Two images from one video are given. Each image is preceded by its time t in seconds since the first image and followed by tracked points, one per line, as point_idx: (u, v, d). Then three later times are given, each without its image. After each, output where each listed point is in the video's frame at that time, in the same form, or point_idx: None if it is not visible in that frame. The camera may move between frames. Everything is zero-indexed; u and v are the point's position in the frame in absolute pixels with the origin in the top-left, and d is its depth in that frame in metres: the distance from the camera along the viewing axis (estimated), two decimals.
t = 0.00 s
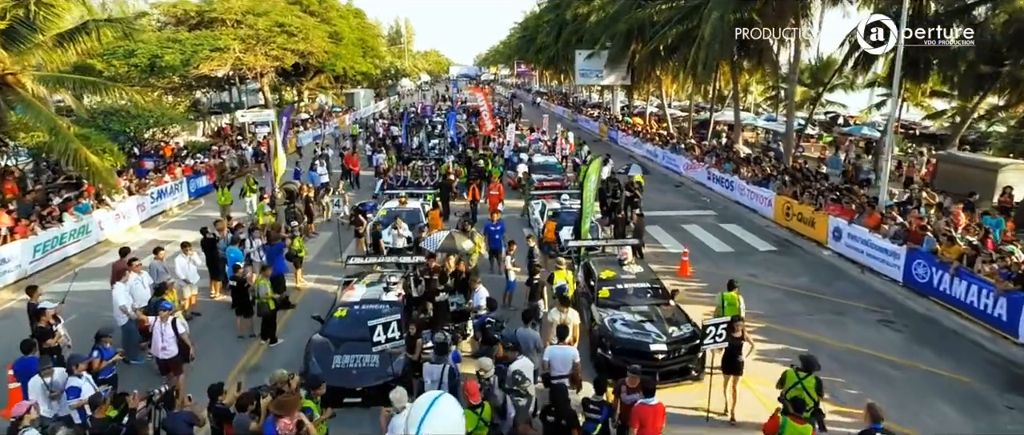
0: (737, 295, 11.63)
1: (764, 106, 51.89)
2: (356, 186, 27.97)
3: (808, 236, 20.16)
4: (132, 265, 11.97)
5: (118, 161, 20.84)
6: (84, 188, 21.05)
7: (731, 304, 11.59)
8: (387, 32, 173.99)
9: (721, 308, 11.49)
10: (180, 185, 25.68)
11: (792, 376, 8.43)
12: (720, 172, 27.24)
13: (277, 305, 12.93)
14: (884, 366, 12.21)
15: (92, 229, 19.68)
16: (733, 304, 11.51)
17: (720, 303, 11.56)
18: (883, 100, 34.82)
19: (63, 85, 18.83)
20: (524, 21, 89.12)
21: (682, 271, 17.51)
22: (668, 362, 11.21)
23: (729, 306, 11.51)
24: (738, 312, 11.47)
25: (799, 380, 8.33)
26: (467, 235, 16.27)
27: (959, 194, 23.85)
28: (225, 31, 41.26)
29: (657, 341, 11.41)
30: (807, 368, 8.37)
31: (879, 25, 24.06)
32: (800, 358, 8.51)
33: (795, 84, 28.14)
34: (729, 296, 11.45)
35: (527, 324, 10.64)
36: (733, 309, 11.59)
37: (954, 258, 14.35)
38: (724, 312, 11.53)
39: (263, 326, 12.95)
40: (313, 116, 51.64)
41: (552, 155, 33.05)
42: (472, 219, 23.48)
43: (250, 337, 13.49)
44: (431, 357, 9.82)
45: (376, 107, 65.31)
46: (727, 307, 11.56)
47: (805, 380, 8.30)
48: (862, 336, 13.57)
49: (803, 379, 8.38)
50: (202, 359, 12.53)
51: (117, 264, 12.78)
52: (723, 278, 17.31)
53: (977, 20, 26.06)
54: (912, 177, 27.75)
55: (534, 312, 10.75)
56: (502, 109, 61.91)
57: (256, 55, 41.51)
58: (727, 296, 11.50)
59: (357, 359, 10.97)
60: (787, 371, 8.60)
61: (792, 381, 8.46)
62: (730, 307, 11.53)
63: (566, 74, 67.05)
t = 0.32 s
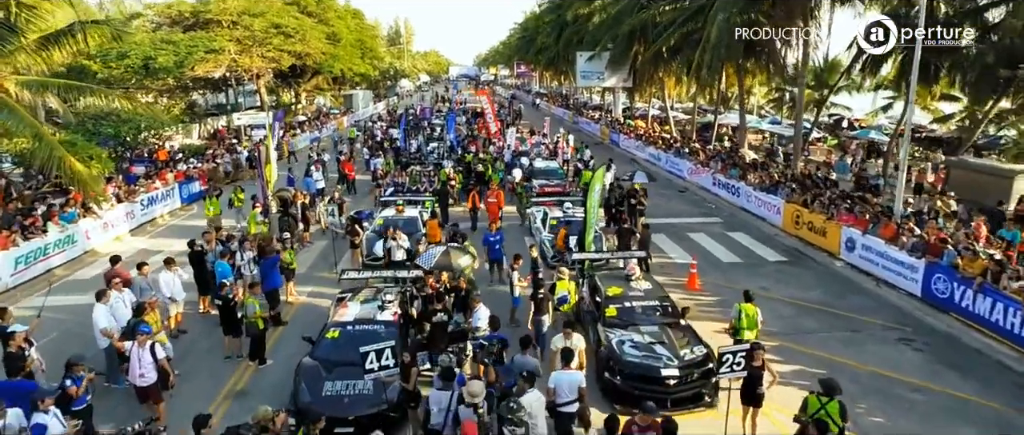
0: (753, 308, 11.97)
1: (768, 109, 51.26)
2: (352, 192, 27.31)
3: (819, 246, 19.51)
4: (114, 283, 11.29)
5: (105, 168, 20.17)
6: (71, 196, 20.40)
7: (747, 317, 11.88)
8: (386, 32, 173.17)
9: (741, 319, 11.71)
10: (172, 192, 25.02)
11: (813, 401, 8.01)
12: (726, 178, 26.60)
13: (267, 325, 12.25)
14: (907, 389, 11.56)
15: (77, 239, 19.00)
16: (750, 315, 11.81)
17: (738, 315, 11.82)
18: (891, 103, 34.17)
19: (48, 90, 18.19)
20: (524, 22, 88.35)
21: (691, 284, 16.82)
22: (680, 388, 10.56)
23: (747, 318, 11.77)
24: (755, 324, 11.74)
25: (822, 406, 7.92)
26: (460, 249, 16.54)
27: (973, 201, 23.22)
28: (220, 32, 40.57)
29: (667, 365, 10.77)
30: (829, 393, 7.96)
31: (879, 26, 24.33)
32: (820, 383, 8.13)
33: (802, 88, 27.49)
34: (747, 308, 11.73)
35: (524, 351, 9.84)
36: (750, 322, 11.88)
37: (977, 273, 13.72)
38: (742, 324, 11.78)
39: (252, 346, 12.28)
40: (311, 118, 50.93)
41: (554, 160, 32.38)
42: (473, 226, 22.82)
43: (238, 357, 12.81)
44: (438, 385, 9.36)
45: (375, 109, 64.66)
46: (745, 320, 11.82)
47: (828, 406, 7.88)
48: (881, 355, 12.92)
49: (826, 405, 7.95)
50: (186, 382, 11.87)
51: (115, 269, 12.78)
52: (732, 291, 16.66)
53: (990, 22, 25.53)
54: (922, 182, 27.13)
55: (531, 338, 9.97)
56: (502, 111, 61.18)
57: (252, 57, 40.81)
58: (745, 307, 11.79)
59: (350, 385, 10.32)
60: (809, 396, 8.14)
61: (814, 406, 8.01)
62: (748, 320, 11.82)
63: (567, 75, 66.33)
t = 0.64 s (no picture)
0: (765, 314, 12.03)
1: (772, 111, 50.58)
2: (349, 198, 26.67)
3: (832, 256, 18.86)
4: (93, 301, 10.85)
5: (93, 175, 19.50)
6: (58, 203, 19.78)
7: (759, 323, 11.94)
8: (386, 33, 172.62)
9: (752, 326, 11.78)
10: (164, 198, 24.37)
11: (828, 422, 7.35)
12: (732, 183, 25.95)
13: (256, 346, 11.63)
14: (933, 414, 10.90)
15: (64, 249, 18.33)
16: (763, 322, 11.89)
17: (750, 322, 11.90)
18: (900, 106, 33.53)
19: (32, 95, 17.53)
20: (524, 24, 87.67)
21: (700, 297, 16.17)
22: (694, 415, 9.89)
23: (760, 325, 11.84)
24: (767, 331, 11.83)
25: (838, 427, 7.26)
26: (458, 266, 14.82)
27: (988, 208, 22.57)
28: (216, 34, 39.96)
29: (681, 392, 10.11)
30: (846, 412, 7.29)
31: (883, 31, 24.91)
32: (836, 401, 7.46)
33: (811, 91, 26.82)
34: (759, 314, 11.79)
35: (524, 378, 9.17)
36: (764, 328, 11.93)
37: (1002, 288, 13.08)
38: (754, 331, 11.85)
39: (241, 368, 11.65)
40: (309, 121, 50.30)
41: (556, 165, 31.71)
42: (473, 234, 22.14)
43: (225, 379, 12.16)
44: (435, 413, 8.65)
45: (374, 111, 64.05)
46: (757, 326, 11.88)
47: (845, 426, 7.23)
48: (903, 376, 12.27)
49: (843, 425, 7.29)
50: (170, 407, 11.21)
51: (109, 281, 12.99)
52: (744, 305, 16.01)
53: (1004, 24, 24.97)
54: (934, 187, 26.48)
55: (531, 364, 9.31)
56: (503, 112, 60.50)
57: (248, 59, 40.22)
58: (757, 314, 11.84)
59: (342, 414, 9.64)
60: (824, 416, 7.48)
61: (830, 427, 7.35)
62: (760, 326, 11.89)
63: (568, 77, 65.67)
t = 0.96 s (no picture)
0: (773, 322, 11.75)
1: (775, 113, 50.01)
2: (346, 204, 26.04)
3: (844, 266, 18.25)
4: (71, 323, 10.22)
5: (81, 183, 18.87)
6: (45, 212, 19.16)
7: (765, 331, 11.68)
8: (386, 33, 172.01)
9: (756, 334, 11.53)
10: (157, 204, 23.77)
11: None
12: (738, 189, 25.33)
13: (244, 368, 11.02)
14: None
15: (50, 259, 17.72)
16: (769, 330, 11.61)
17: (755, 329, 11.66)
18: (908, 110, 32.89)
19: (16, 100, 16.91)
20: (524, 24, 87.00)
21: (710, 311, 15.52)
22: None
23: (765, 332, 11.57)
24: (773, 340, 11.56)
25: None
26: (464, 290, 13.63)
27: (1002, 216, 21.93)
28: (211, 35, 39.42)
29: (695, 421, 9.50)
30: None
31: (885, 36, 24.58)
32: None
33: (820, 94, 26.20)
34: (764, 322, 11.53)
35: (524, 410, 8.54)
36: (770, 336, 11.65)
37: None
38: (759, 339, 11.61)
39: (228, 391, 11.04)
40: (307, 123, 49.67)
41: (557, 170, 31.14)
42: (473, 242, 21.53)
43: (212, 402, 11.53)
44: None
45: (372, 112, 63.52)
46: (763, 334, 11.61)
47: None
48: (926, 399, 11.65)
49: None
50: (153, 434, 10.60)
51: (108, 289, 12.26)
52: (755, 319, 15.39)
53: (1018, 26, 24.41)
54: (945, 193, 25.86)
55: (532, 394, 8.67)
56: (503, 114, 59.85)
57: (245, 61, 39.66)
58: (762, 322, 11.58)
59: None
60: None
61: None
62: (766, 334, 11.62)
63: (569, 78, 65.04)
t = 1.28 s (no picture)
0: (780, 333, 11.68)
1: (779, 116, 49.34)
2: (343, 211, 25.41)
3: (857, 278, 17.63)
4: (45, 348, 9.59)
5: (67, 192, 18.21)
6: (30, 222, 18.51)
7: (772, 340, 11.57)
8: (386, 35, 171.77)
9: (766, 343, 11.39)
10: (148, 212, 23.10)
11: None
12: (745, 196, 24.69)
13: (230, 394, 10.37)
14: None
15: (34, 271, 17.06)
16: (777, 339, 11.52)
17: (764, 338, 11.53)
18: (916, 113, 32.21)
19: None
20: (524, 26, 86.43)
21: (719, 327, 14.88)
22: None
23: (772, 342, 11.44)
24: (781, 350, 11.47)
25: None
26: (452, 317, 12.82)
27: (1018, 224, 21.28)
28: (207, 38, 38.81)
29: None
30: None
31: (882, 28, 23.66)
32: None
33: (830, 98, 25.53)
34: (774, 332, 11.45)
35: None
36: (777, 346, 11.56)
37: None
38: (767, 349, 11.47)
39: (213, 419, 10.39)
40: (305, 126, 49.05)
41: (559, 175, 30.50)
42: (473, 252, 20.88)
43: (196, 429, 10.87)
44: None
45: (371, 115, 62.89)
46: (771, 344, 11.49)
47: None
48: (952, 425, 11.01)
49: None
50: None
51: (99, 301, 11.75)
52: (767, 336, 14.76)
53: None
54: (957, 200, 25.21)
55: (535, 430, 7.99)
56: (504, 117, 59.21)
57: (241, 63, 39.08)
58: (772, 331, 11.46)
59: None
60: None
61: None
62: (774, 344, 11.48)
63: (570, 80, 64.41)
